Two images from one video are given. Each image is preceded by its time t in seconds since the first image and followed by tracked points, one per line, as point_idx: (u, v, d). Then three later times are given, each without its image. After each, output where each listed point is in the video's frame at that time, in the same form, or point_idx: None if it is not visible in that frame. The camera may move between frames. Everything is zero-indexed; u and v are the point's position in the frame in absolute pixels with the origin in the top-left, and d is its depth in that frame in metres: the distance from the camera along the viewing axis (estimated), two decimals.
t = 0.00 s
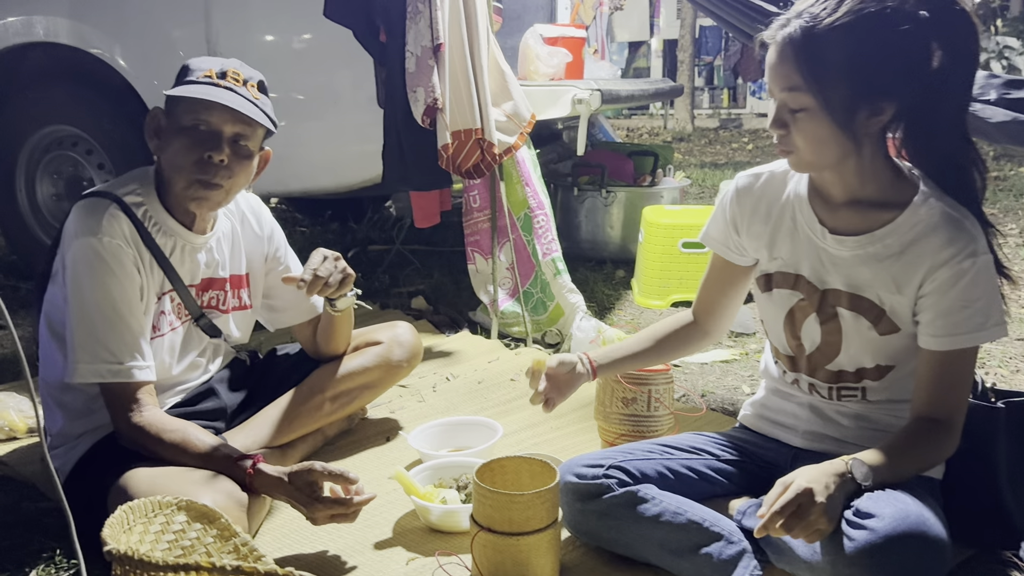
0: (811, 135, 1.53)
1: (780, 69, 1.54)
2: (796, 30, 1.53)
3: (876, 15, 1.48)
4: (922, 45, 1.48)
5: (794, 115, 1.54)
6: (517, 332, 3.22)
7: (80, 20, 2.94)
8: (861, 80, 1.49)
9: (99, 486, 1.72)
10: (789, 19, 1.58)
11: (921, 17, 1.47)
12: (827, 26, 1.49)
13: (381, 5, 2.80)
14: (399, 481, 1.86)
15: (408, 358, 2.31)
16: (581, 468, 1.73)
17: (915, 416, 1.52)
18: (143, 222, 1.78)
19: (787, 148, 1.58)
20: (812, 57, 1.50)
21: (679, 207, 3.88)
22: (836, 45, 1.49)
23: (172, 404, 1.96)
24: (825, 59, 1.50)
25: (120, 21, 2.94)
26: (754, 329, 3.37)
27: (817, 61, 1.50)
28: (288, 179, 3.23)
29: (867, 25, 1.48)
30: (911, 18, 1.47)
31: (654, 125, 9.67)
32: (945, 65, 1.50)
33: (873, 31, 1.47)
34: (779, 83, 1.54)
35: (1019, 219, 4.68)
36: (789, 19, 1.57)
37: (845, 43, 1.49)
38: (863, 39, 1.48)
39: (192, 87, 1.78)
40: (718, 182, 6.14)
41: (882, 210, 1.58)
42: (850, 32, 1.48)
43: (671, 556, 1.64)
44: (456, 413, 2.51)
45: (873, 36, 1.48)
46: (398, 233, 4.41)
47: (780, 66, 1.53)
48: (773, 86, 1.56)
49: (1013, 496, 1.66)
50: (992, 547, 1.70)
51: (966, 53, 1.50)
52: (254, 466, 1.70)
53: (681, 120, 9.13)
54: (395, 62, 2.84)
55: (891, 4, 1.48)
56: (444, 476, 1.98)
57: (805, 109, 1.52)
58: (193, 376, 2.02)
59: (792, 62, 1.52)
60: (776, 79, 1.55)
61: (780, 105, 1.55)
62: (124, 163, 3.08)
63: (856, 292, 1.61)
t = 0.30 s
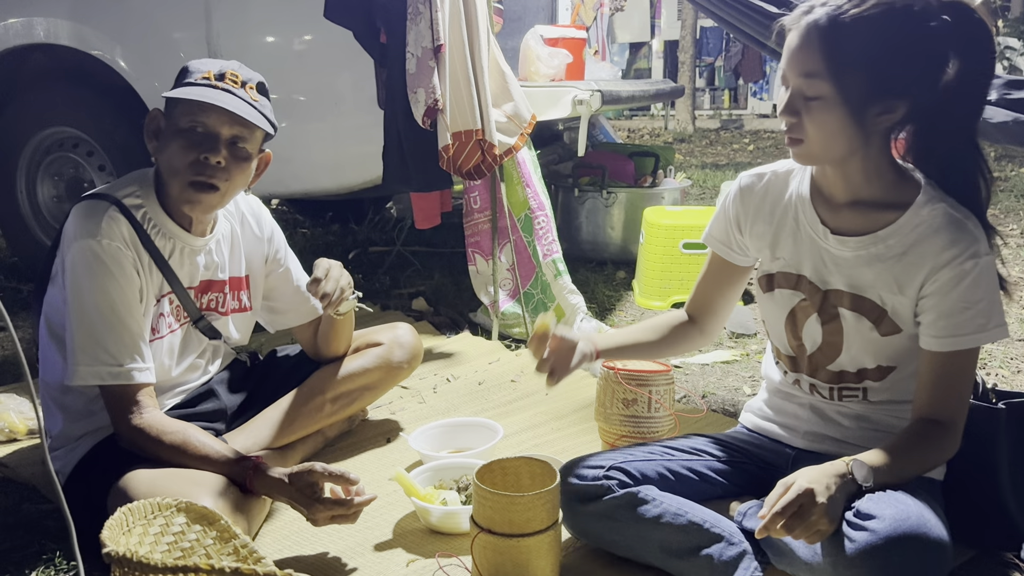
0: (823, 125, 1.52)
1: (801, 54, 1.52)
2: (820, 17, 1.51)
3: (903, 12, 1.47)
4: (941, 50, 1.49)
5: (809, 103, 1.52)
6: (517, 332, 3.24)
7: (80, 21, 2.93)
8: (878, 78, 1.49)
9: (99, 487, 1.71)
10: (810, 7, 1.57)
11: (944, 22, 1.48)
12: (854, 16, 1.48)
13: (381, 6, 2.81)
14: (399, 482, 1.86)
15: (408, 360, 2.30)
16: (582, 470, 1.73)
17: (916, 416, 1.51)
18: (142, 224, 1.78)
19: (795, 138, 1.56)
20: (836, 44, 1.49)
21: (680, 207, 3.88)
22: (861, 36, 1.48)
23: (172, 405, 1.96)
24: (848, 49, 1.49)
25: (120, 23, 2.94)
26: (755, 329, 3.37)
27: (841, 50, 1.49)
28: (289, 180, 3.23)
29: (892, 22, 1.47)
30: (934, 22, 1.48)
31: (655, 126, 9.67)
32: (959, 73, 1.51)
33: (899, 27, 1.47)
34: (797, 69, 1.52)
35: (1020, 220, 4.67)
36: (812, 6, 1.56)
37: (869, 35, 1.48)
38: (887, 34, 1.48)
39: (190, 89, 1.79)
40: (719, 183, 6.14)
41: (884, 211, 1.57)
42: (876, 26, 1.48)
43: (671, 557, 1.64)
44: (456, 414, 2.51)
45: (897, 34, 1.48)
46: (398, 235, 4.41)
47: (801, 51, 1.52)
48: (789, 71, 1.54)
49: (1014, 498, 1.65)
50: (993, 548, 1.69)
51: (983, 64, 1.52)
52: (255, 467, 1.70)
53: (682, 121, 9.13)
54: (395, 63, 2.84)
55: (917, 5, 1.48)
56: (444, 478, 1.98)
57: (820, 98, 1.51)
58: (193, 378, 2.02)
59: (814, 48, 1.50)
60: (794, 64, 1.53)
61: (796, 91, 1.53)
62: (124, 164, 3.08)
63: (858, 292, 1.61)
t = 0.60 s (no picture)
0: (844, 103, 1.51)
1: (833, 32, 1.51)
2: None
3: (927, 12, 1.50)
4: (951, 58, 1.52)
5: (833, 81, 1.51)
6: (517, 334, 3.23)
7: (80, 23, 2.93)
8: (901, 67, 1.50)
9: (99, 489, 1.71)
10: None
11: (955, 34, 1.52)
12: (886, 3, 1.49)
13: (381, 8, 2.81)
14: (399, 484, 1.86)
15: (408, 361, 2.30)
16: (581, 472, 1.74)
17: (918, 417, 1.51)
18: (140, 226, 1.78)
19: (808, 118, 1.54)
20: (868, 25, 1.49)
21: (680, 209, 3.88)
22: (891, 22, 1.49)
23: (171, 407, 1.95)
24: (880, 32, 1.49)
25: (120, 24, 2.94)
26: (755, 331, 3.36)
27: (873, 32, 1.49)
28: (288, 181, 3.23)
29: (916, 19, 1.49)
30: (946, 29, 1.51)
31: (655, 128, 9.67)
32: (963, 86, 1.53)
33: (923, 24, 1.50)
34: (826, 47, 1.51)
35: (1020, 221, 4.66)
36: None
37: (898, 23, 1.49)
38: (911, 28, 1.49)
39: (188, 89, 1.78)
40: (720, 185, 6.14)
41: (883, 212, 1.57)
42: (905, 17, 1.49)
43: (672, 559, 1.64)
44: (457, 416, 2.50)
45: (919, 31, 1.50)
46: (399, 236, 4.41)
47: (830, 29, 1.51)
48: (814, 50, 1.53)
49: (1016, 501, 1.64)
50: (995, 549, 1.69)
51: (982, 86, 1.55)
52: (253, 467, 1.70)
53: (683, 123, 9.13)
54: (395, 65, 2.84)
55: (937, 10, 1.51)
56: (444, 479, 1.98)
57: (846, 75, 1.50)
58: (192, 379, 2.02)
59: (846, 27, 1.50)
60: (821, 42, 1.52)
61: (820, 68, 1.52)
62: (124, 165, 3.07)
63: (858, 292, 1.61)
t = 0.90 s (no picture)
0: (844, 97, 1.51)
1: (832, 28, 1.52)
2: None
3: (924, 17, 1.52)
4: (950, 64, 1.52)
5: (832, 73, 1.52)
6: (517, 336, 3.24)
7: (81, 25, 2.92)
8: (899, 65, 1.50)
9: (100, 490, 1.71)
10: None
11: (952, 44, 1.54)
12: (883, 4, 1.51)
13: (382, 11, 2.81)
14: (399, 486, 1.86)
15: (408, 363, 2.31)
16: (581, 474, 1.74)
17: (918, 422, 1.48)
18: (141, 228, 1.78)
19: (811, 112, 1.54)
20: (866, 24, 1.51)
21: (680, 211, 3.88)
22: (889, 22, 1.51)
23: (172, 409, 1.95)
24: (878, 31, 1.50)
25: (121, 27, 2.95)
26: (755, 333, 3.37)
27: (871, 30, 1.50)
28: (289, 184, 3.23)
29: (915, 21, 1.51)
30: (944, 36, 1.53)
31: (655, 130, 9.69)
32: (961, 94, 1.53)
33: (921, 28, 1.51)
34: (824, 42, 1.53)
35: (1020, 224, 4.66)
36: None
37: (896, 24, 1.51)
38: (909, 29, 1.51)
39: (190, 95, 1.79)
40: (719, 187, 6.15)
41: (884, 216, 1.58)
42: (903, 19, 1.51)
43: (672, 560, 1.64)
44: (457, 418, 2.51)
45: (917, 34, 1.51)
46: (399, 238, 4.41)
47: (830, 26, 1.53)
48: (812, 46, 1.54)
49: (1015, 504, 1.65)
50: (994, 552, 1.69)
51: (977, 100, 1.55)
52: (255, 468, 1.70)
53: (683, 125, 9.14)
54: (396, 67, 2.85)
55: (934, 18, 1.53)
56: (444, 481, 1.98)
57: (845, 68, 1.51)
58: (193, 381, 2.02)
59: (844, 25, 1.52)
60: (819, 39, 1.53)
61: (819, 63, 1.53)
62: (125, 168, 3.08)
63: (859, 294, 1.61)
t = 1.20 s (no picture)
0: (843, 98, 1.51)
1: (833, 30, 1.53)
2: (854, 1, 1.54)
3: (925, 19, 1.52)
4: (950, 66, 1.53)
5: (832, 74, 1.52)
6: (517, 337, 3.24)
7: (80, 26, 2.91)
8: (900, 65, 1.50)
9: (100, 490, 1.72)
10: None
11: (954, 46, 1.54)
12: (885, 7, 1.52)
13: (381, 12, 2.82)
14: (398, 487, 1.86)
15: (407, 364, 2.32)
16: (579, 475, 1.74)
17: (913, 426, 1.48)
18: (118, 232, 1.78)
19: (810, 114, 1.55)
20: (867, 25, 1.51)
21: (680, 212, 3.88)
22: (890, 23, 1.51)
23: (171, 409, 1.96)
24: (879, 32, 1.51)
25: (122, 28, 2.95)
26: (754, 335, 3.37)
27: (872, 32, 1.51)
28: (288, 185, 3.23)
29: (916, 23, 1.52)
30: (946, 38, 1.54)
31: (655, 132, 9.69)
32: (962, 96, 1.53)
33: (922, 30, 1.52)
34: (825, 43, 1.53)
35: (1019, 226, 4.66)
36: None
37: (898, 25, 1.51)
38: (911, 30, 1.51)
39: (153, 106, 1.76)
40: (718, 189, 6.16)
41: (885, 221, 1.58)
42: (904, 21, 1.51)
43: (670, 562, 1.64)
44: (456, 419, 2.51)
45: (919, 35, 1.52)
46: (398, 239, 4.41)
47: (831, 28, 1.53)
48: (813, 48, 1.54)
49: (1012, 507, 1.66)
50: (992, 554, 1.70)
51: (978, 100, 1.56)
52: (253, 471, 1.70)
53: (682, 127, 9.15)
54: (395, 69, 2.86)
55: (937, 21, 1.54)
56: (443, 483, 1.98)
57: (845, 69, 1.51)
58: (193, 382, 2.03)
59: (846, 27, 1.52)
60: (820, 40, 1.53)
61: (820, 64, 1.53)
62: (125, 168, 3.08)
63: (858, 298, 1.61)
